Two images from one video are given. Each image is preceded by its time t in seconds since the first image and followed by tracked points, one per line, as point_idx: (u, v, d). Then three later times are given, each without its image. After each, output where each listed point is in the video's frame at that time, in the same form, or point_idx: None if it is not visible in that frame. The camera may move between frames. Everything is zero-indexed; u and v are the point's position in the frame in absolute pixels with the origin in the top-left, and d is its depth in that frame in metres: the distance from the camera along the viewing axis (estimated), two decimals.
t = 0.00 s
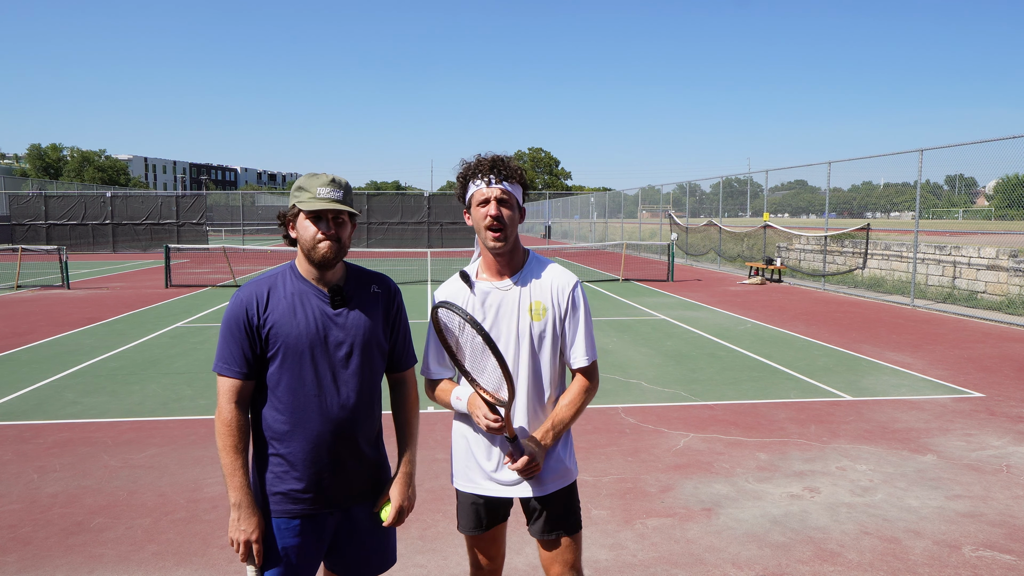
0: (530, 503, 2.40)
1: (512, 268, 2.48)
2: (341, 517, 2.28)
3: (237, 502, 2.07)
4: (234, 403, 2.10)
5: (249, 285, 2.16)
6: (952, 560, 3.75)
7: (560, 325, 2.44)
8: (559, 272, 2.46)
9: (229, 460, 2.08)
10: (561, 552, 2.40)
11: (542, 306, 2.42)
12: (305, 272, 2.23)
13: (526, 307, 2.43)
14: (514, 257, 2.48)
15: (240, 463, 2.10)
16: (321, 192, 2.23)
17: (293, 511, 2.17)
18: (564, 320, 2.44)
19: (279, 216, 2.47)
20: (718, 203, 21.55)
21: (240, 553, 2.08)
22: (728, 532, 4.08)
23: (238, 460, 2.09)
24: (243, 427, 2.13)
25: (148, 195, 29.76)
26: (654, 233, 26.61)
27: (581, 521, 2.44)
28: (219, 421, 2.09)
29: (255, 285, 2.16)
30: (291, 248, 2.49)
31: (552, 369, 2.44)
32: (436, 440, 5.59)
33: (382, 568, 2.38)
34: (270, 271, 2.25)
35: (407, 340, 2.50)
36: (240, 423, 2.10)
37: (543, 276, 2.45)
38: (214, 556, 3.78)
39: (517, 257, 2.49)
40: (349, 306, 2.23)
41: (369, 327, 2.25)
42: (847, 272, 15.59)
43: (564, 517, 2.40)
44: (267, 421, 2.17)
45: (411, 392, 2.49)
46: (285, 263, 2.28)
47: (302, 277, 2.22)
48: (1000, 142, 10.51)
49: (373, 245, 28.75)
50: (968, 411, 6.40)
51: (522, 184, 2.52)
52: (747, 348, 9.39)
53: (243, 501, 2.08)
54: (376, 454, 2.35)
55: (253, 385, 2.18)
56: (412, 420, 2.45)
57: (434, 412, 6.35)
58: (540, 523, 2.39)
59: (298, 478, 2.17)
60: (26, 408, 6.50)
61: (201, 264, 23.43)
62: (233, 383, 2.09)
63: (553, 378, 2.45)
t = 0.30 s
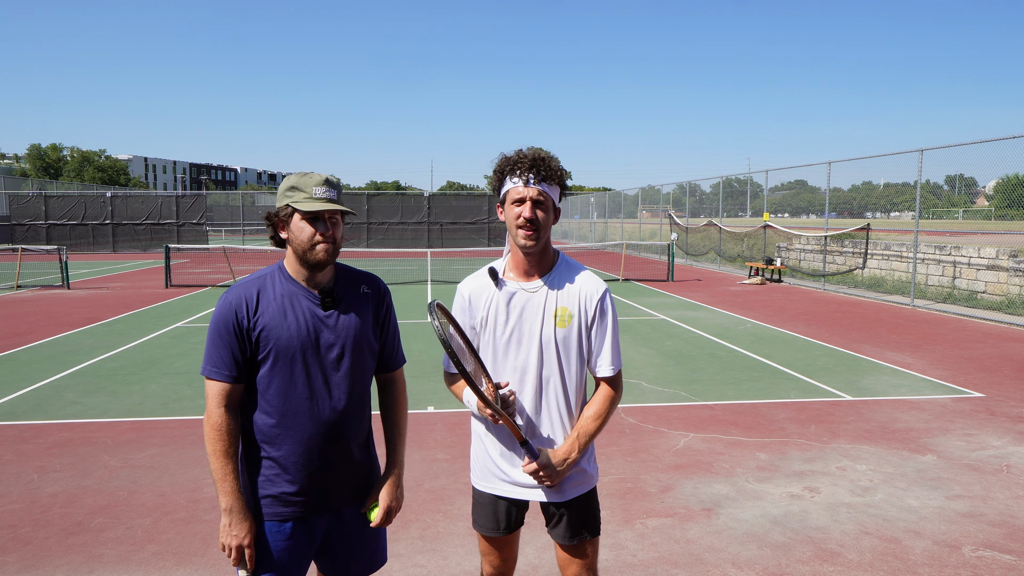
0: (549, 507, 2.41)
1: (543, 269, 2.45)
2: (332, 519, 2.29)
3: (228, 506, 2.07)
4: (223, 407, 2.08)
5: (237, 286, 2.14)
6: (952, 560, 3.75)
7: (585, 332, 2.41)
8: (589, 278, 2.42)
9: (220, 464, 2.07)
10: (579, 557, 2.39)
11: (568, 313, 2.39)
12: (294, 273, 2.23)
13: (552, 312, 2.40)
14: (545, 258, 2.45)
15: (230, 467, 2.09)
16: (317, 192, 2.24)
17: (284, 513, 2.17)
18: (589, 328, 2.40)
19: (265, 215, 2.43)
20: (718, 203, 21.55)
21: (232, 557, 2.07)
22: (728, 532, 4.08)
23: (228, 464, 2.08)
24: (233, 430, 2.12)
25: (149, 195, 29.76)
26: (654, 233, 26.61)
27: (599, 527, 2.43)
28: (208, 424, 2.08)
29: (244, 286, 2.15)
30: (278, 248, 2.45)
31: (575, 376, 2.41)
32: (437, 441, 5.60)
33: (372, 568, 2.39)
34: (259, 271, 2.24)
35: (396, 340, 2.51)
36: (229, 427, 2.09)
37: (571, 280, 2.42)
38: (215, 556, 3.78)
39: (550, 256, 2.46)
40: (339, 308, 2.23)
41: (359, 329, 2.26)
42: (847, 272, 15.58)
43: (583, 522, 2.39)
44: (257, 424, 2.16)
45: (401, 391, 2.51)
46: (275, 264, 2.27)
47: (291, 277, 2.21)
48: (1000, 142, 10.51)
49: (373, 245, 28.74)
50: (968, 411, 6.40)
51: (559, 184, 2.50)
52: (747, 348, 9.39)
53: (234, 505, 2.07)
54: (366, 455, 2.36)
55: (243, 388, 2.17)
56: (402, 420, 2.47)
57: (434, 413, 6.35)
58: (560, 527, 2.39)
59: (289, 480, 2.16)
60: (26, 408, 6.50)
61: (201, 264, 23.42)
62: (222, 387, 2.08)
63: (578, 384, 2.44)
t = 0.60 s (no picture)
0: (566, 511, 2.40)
1: (576, 274, 2.40)
2: (329, 519, 2.29)
3: (227, 510, 2.06)
4: (218, 411, 2.07)
5: (230, 288, 2.13)
6: (952, 560, 3.75)
7: (614, 342, 2.34)
8: (623, 286, 2.34)
9: (216, 469, 2.06)
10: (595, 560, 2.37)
11: (598, 321, 2.33)
12: (289, 275, 2.23)
13: (582, 319, 2.35)
14: (578, 263, 2.40)
15: (227, 471, 2.08)
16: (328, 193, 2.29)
17: (281, 516, 2.17)
18: (619, 338, 2.34)
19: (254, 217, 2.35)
20: (718, 203, 21.55)
21: (232, 561, 2.07)
22: (728, 532, 4.08)
23: (225, 468, 2.07)
24: (229, 433, 2.11)
25: (149, 195, 29.77)
26: (654, 233, 26.61)
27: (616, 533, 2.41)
28: (203, 429, 2.07)
29: (237, 288, 2.14)
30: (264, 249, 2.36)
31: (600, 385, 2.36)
32: (437, 440, 5.60)
33: (369, 567, 2.40)
34: (252, 272, 2.22)
35: (388, 338, 2.51)
36: (225, 431, 2.08)
37: (606, 288, 2.35)
38: (214, 556, 3.78)
39: (582, 264, 2.40)
40: (334, 309, 2.23)
41: (354, 329, 2.27)
42: (846, 272, 15.57)
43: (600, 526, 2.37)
44: (253, 426, 2.16)
45: (393, 390, 2.52)
46: (268, 265, 2.25)
47: (284, 279, 2.21)
48: (1000, 142, 10.51)
49: (373, 245, 28.75)
50: (968, 411, 6.40)
51: (598, 191, 2.42)
52: (746, 348, 9.40)
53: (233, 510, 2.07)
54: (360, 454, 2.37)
55: (238, 390, 2.16)
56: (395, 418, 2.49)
57: (434, 413, 6.35)
58: (580, 529, 2.37)
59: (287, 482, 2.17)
60: (26, 408, 6.50)
61: (201, 264, 23.42)
62: (217, 390, 2.07)
63: (606, 390, 2.38)
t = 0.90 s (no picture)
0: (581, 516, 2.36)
1: (599, 276, 2.34)
2: (330, 519, 2.29)
3: (230, 511, 2.05)
4: (219, 412, 2.07)
5: (229, 289, 2.12)
6: (952, 560, 3.75)
7: (637, 348, 2.26)
8: (645, 290, 2.27)
9: (219, 469, 2.05)
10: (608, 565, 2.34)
11: (619, 326, 2.27)
12: (287, 274, 2.23)
13: (603, 323, 2.28)
14: (602, 265, 2.34)
15: (230, 473, 2.07)
16: (325, 193, 2.29)
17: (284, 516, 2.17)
18: (642, 345, 2.25)
19: (253, 217, 2.36)
20: (718, 203, 21.56)
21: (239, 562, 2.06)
22: (727, 532, 4.08)
23: (228, 469, 2.06)
24: (230, 434, 2.10)
25: (149, 194, 29.77)
26: (654, 233, 26.64)
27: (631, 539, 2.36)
28: (204, 430, 2.06)
29: (236, 289, 2.13)
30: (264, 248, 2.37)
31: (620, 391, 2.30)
32: (437, 441, 5.60)
33: (369, 565, 2.40)
34: (251, 272, 2.22)
35: (386, 338, 2.51)
36: (227, 432, 2.08)
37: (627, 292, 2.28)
38: (214, 556, 3.78)
39: (605, 266, 2.34)
40: (335, 309, 2.24)
41: (353, 329, 2.27)
42: (846, 272, 15.56)
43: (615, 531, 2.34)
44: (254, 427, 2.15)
45: (390, 389, 2.52)
46: (267, 265, 2.25)
47: (284, 279, 2.21)
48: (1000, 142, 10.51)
49: (373, 245, 28.75)
50: (968, 411, 6.39)
51: (622, 190, 2.36)
52: (746, 347, 9.39)
53: (238, 512, 2.06)
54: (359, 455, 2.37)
55: (238, 392, 2.15)
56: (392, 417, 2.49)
57: (434, 413, 6.35)
58: (595, 534, 2.34)
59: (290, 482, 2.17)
60: (26, 408, 6.50)
61: (201, 264, 23.42)
62: (218, 392, 2.07)
63: (630, 395, 2.32)
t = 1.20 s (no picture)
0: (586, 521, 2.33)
1: (609, 276, 2.33)
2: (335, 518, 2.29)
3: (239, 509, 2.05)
4: (225, 410, 2.07)
5: (234, 289, 2.12)
6: (952, 560, 3.75)
7: (646, 349, 2.22)
8: (654, 289, 2.23)
9: (227, 468, 2.05)
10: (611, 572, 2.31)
11: (627, 325, 2.24)
12: (291, 273, 2.23)
13: (611, 323, 2.27)
14: (612, 265, 2.33)
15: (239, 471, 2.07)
16: (327, 194, 2.27)
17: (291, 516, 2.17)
18: (650, 346, 2.20)
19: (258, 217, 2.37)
20: (718, 203, 21.56)
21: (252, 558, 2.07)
22: (727, 532, 4.08)
23: (236, 467, 2.06)
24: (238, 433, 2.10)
25: (149, 194, 29.77)
26: (654, 233, 26.64)
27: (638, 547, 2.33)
28: (211, 429, 2.06)
29: (241, 288, 2.13)
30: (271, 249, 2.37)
31: (629, 392, 2.26)
32: (437, 441, 5.60)
33: (376, 564, 2.40)
34: (255, 272, 2.22)
35: (390, 337, 2.51)
36: (234, 431, 2.08)
37: (636, 292, 2.25)
38: (214, 556, 3.78)
39: (616, 266, 2.34)
40: (338, 309, 2.23)
41: (357, 328, 2.27)
42: (846, 272, 15.56)
43: (621, 538, 2.30)
44: (260, 426, 2.15)
45: (395, 388, 2.52)
46: (272, 265, 2.26)
47: (287, 278, 2.21)
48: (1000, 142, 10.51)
49: (373, 245, 28.75)
50: (968, 411, 6.39)
51: (631, 189, 2.34)
52: (746, 348, 9.39)
53: (247, 507, 2.06)
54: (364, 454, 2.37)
55: (243, 391, 2.15)
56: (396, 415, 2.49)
57: (434, 413, 6.35)
58: (600, 539, 2.30)
59: (296, 480, 2.17)
60: (26, 408, 6.50)
61: (201, 264, 23.42)
62: (224, 391, 2.06)
63: (642, 397, 2.28)
